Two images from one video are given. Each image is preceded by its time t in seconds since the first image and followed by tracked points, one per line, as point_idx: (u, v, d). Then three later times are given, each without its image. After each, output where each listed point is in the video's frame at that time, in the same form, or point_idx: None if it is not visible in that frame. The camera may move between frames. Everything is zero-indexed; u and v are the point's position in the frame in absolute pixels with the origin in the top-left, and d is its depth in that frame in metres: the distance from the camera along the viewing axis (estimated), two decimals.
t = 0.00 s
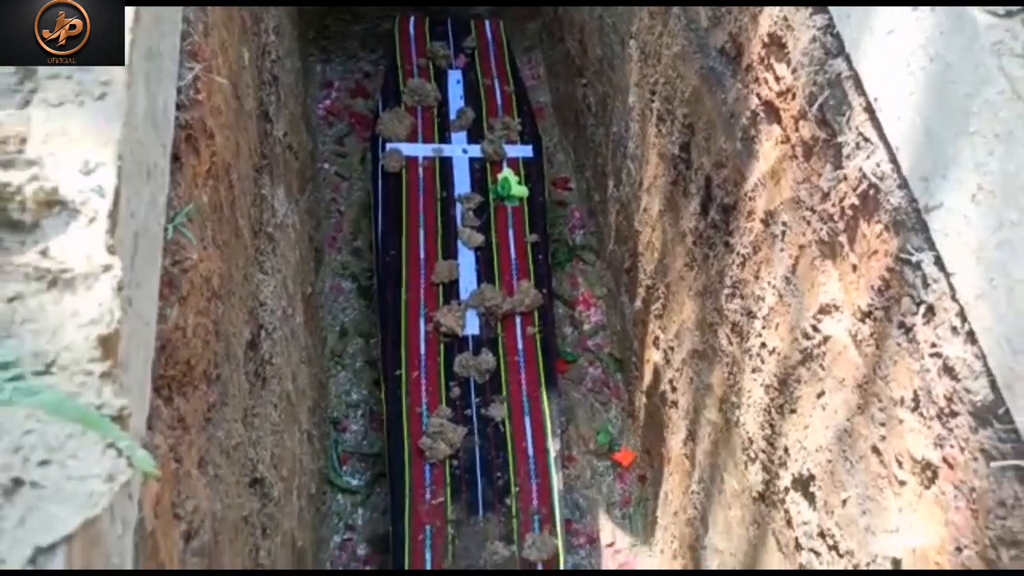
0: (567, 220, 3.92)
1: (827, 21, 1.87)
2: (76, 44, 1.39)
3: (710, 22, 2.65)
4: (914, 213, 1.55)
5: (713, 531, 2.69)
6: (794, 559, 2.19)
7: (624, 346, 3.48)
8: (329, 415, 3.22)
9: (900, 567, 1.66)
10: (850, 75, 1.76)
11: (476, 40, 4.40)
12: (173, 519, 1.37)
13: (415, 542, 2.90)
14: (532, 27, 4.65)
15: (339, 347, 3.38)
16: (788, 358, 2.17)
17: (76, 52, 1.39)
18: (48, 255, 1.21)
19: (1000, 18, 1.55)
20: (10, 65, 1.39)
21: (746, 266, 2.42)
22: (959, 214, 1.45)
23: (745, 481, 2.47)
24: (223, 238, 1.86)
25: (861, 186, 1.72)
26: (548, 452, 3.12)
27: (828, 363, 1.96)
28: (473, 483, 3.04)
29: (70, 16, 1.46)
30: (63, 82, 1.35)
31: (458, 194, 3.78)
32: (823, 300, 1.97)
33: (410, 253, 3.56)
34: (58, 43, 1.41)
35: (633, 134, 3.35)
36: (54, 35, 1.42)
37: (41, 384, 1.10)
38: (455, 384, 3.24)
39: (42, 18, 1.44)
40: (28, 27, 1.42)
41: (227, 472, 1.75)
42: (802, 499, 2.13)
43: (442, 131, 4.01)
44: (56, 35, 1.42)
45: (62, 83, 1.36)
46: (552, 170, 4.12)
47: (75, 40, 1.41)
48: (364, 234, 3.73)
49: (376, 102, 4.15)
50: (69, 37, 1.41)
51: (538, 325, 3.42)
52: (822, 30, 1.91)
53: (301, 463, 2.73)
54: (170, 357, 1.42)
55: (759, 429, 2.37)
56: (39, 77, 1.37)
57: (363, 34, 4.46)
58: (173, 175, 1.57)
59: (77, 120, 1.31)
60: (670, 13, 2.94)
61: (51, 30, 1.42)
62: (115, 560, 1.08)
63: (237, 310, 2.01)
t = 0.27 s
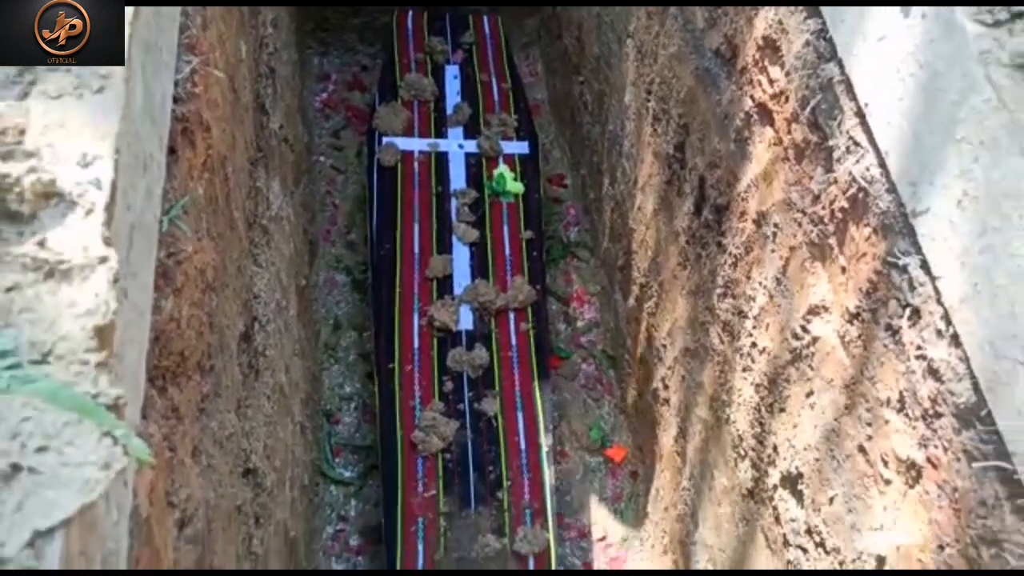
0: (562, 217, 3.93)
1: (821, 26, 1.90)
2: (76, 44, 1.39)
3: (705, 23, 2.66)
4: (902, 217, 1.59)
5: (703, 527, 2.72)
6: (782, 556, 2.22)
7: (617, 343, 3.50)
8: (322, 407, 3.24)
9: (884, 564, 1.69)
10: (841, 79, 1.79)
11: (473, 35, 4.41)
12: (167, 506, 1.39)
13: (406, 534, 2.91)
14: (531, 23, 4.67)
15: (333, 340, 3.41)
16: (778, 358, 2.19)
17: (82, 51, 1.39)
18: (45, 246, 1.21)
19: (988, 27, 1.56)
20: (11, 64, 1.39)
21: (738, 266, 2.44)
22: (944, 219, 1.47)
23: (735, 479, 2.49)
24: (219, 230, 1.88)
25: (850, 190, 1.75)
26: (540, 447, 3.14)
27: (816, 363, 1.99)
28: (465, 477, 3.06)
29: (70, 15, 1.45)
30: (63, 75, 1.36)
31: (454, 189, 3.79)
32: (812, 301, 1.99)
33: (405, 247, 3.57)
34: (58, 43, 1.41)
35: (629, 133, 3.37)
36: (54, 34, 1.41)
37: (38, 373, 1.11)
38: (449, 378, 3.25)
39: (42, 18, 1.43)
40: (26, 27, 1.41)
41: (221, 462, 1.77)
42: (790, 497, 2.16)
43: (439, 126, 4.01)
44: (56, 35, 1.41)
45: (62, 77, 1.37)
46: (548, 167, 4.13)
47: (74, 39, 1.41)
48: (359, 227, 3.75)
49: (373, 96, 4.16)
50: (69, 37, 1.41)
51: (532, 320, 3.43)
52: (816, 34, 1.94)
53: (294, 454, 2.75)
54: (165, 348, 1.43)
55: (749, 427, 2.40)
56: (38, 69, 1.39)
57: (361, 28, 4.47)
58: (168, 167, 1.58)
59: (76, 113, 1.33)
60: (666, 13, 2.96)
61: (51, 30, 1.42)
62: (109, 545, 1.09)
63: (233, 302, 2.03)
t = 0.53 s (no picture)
0: (599, 204, 3.95)
1: (858, 21, 1.90)
2: (77, 44, 1.44)
3: (744, 14, 2.64)
4: (934, 215, 1.61)
5: (732, 516, 2.75)
6: (810, 547, 2.24)
7: (651, 330, 3.53)
8: (362, 386, 3.32)
9: (909, 558, 1.71)
10: (876, 75, 1.80)
11: (513, 20, 4.45)
12: (217, 477, 1.47)
13: (441, 512, 3.00)
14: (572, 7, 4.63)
15: (373, 321, 3.48)
16: (810, 351, 2.20)
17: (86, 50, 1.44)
18: (108, 232, 1.28)
19: None
20: (9, 65, 1.43)
21: (772, 258, 2.45)
22: (974, 218, 1.51)
23: (765, 469, 2.52)
24: (265, 215, 1.95)
25: (884, 187, 1.75)
26: (573, 430, 3.21)
27: (848, 357, 2.00)
28: (499, 458, 3.13)
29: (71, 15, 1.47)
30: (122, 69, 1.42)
31: (493, 174, 3.84)
32: (846, 296, 2.00)
33: (445, 232, 3.63)
34: (58, 43, 1.45)
35: (667, 122, 3.37)
36: (55, 35, 1.45)
37: (104, 350, 1.19)
38: (484, 361, 3.32)
39: (42, 18, 1.46)
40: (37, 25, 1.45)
41: (266, 437, 1.86)
42: (818, 489, 2.18)
43: (478, 112, 4.06)
44: (57, 35, 1.45)
45: (122, 70, 1.43)
46: (586, 154, 4.15)
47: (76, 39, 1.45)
48: (399, 211, 3.81)
49: (414, 80, 4.22)
50: (70, 38, 1.45)
51: (568, 307, 3.48)
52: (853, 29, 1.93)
53: (335, 431, 2.84)
54: (215, 328, 1.51)
55: (779, 418, 2.42)
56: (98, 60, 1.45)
57: (403, 12, 4.51)
58: (218, 155, 1.64)
59: (137, 106, 1.40)
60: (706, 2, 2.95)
61: (51, 30, 1.45)
62: (165, 511, 1.18)
63: (277, 284, 2.11)
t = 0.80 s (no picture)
0: (597, 206, 3.98)
1: (859, 31, 1.85)
2: (77, 43, 1.44)
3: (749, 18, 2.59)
4: (922, 228, 1.60)
5: (713, 521, 2.78)
6: (787, 553, 2.27)
7: (642, 334, 3.55)
8: (351, 382, 3.34)
9: (882, 567, 1.74)
10: (874, 86, 1.75)
11: (519, 20, 4.49)
12: (202, 473, 1.49)
13: (425, 511, 3.01)
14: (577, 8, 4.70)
15: (365, 318, 3.50)
16: (796, 360, 2.23)
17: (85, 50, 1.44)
18: (105, 229, 1.29)
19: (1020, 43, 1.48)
20: (10, 64, 1.41)
21: (763, 266, 2.47)
22: (961, 235, 1.45)
23: (747, 475, 2.55)
24: (262, 210, 1.96)
25: (874, 199, 1.74)
26: (560, 432, 3.23)
27: (831, 366, 2.02)
28: (484, 458, 3.16)
29: (70, 15, 1.46)
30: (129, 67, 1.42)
31: (492, 173, 3.87)
32: (834, 305, 2.00)
33: (439, 231, 3.65)
34: (59, 43, 1.44)
35: (668, 125, 3.39)
36: (55, 34, 1.44)
37: (96, 346, 1.20)
38: (475, 361, 3.34)
39: (42, 18, 1.44)
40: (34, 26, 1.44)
41: (252, 432, 1.87)
42: (798, 496, 2.21)
43: (480, 111, 4.08)
44: (57, 35, 1.44)
45: (127, 69, 1.43)
46: (586, 155, 4.17)
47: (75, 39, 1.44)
48: (397, 208, 3.84)
49: (417, 77, 4.24)
50: (70, 37, 1.44)
51: (560, 309, 3.51)
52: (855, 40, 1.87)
53: (322, 428, 2.86)
54: (206, 324, 1.52)
55: (763, 425, 2.44)
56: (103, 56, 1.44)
57: (409, 9, 4.53)
58: (219, 152, 1.64)
59: (139, 105, 1.40)
60: (710, 8, 2.96)
61: (52, 30, 1.44)
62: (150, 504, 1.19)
63: (271, 280, 2.12)
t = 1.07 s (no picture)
0: (598, 202, 4.02)
1: (852, 42, 1.91)
2: (76, 44, 1.46)
3: (745, 26, 2.64)
4: (908, 237, 1.65)
5: (706, 515, 2.83)
6: (776, 548, 2.32)
7: (640, 329, 3.60)
8: (352, 373, 3.40)
9: (866, 563, 1.79)
10: (865, 97, 1.82)
11: (523, 17, 4.52)
12: (206, 461, 1.54)
13: (423, 500, 3.07)
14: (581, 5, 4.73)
15: (367, 310, 3.55)
16: (788, 359, 2.27)
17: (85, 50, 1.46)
18: (115, 227, 1.32)
19: (1003, 61, 1.49)
20: (12, 64, 1.42)
21: (758, 267, 2.51)
22: (943, 244, 1.48)
23: (739, 471, 2.60)
24: (266, 205, 2.01)
25: (863, 207, 1.81)
26: (558, 427, 3.26)
27: (821, 367, 2.07)
28: (482, 450, 3.21)
29: (71, 16, 1.49)
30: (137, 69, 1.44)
31: (494, 169, 3.90)
32: (823, 308, 2.06)
33: (442, 224, 3.69)
34: (58, 43, 1.47)
35: (667, 125, 3.43)
36: (54, 35, 1.46)
37: (106, 340, 1.23)
38: (474, 354, 3.39)
39: (42, 18, 1.47)
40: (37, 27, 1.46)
41: (255, 422, 1.92)
42: (787, 493, 2.26)
43: (483, 106, 4.11)
44: (56, 35, 1.47)
45: (136, 70, 1.46)
46: (587, 152, 4.21)
47: (76, 40, 1.47)
48: (399, 201, 3.88)
49: (421, 72, 4.28)
50: (69, 38, 1.47)
51: (559, 304, 3.54)
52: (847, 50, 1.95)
53: (322, 418, 2.91)
54: (211, 317, 1.56)
55: (756, 423, 2.49)
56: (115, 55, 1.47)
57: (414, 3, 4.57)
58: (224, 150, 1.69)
59: (149, 106, 1.43)
60: (710, 10, 2.99)
61: (51, 30, 1.47)
62: (155, 493, 1.24)
63: (274, 274, 2.17)
